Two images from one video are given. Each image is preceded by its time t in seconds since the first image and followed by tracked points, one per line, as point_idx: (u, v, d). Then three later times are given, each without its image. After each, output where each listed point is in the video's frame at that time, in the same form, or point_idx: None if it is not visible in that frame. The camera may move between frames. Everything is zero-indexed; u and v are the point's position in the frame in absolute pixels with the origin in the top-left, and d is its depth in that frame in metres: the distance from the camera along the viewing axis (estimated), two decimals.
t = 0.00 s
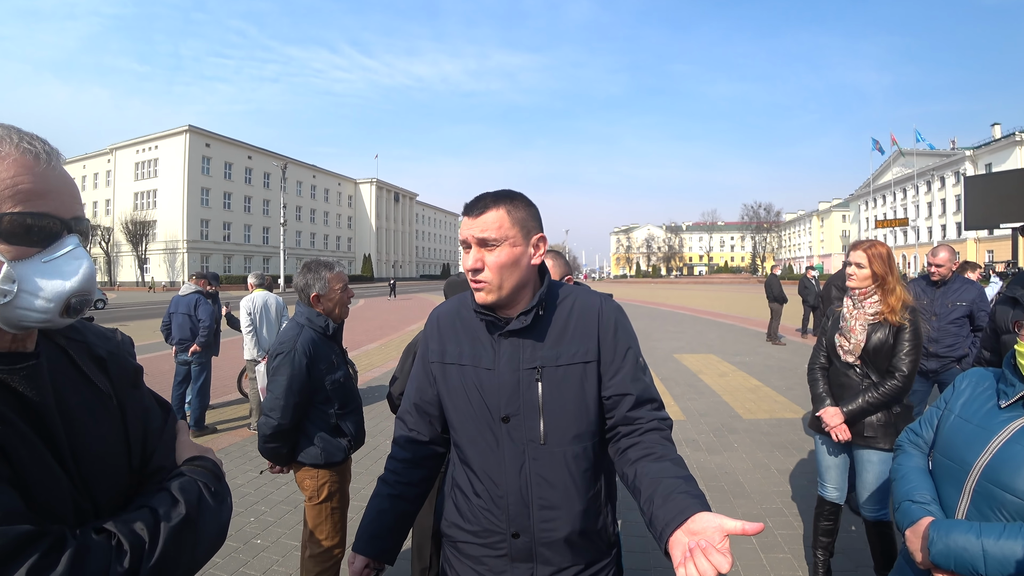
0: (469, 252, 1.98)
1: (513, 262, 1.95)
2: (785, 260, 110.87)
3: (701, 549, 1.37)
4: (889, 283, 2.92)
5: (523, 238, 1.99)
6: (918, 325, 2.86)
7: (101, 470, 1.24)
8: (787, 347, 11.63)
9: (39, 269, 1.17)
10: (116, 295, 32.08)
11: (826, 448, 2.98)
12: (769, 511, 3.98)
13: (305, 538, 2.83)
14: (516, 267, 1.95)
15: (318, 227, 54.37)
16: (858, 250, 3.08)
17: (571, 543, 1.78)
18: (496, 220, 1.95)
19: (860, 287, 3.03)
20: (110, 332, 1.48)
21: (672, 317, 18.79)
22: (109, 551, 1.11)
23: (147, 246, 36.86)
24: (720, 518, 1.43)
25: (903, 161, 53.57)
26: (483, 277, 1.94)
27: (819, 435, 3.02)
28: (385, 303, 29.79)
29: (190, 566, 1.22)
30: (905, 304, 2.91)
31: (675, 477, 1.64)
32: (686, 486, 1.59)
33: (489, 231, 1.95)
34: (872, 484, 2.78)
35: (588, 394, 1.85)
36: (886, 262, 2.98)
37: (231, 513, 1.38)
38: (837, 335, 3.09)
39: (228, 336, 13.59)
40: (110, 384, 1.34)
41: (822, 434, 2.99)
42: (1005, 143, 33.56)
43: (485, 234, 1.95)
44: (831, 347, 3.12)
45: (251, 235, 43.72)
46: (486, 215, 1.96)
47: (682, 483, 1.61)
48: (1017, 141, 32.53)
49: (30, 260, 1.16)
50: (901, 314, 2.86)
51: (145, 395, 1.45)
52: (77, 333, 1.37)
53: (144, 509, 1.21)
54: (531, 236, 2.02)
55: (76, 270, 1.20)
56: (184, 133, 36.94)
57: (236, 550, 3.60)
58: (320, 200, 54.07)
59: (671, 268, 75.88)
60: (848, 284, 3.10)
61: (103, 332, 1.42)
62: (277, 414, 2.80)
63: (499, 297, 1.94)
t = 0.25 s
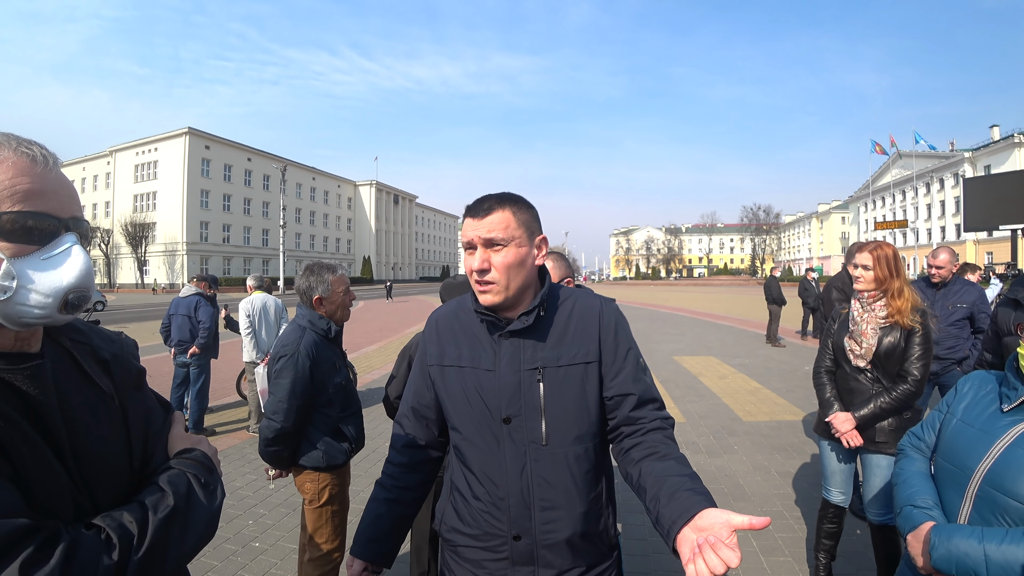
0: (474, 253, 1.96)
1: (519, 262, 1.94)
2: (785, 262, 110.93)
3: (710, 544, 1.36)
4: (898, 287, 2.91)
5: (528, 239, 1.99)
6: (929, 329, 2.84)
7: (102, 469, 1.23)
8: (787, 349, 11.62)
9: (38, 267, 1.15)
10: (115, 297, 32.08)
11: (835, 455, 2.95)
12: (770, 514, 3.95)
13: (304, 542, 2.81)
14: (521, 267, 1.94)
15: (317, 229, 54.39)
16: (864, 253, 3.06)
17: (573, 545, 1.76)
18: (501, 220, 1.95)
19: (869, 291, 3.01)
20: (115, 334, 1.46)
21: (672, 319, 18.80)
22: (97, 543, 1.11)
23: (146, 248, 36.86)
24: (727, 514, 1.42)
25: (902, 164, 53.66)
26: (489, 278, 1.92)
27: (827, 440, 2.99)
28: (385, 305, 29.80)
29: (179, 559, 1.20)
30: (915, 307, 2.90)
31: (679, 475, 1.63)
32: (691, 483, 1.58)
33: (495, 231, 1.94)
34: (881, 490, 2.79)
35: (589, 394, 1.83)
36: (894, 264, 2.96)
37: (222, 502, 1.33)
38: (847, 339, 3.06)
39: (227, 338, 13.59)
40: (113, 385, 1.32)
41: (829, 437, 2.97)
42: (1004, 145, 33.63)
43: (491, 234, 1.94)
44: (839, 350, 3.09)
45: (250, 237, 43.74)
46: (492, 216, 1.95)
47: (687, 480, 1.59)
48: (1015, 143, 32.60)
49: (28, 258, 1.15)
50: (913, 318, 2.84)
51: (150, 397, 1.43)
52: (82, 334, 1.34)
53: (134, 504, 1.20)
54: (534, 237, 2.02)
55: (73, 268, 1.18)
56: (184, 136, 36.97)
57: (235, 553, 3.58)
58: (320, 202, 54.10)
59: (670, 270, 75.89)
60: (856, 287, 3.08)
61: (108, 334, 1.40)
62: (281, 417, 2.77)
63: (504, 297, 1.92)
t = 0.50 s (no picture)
0: (475, 252, 1.96)
1: (519, 261, 1.95)
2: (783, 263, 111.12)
3: (706, 540, 1.36)
4: (906, 287, 2.91)
5: (527, 237, 2.00)
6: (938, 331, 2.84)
7: (99, 466, 1.23)
8: (785, 350, 11.64)
9: (32, 270, 1.15)
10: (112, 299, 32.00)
11: (841, 458, 2.94)
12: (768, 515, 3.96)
13: (302, 544, 2.81)
14: (522, 265, 1.95)
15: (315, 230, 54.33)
16: (873, 253, 3.06)
17: (574, 544, 1.76)
18: (502, 219, 1.95)
19: (877, 292, 3.02)
20: (111, 336, 1.45)
21: (670, 320, 18.83)
22: (81, 532, 1.10)
23: (143, 249, 36.76)
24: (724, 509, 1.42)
25: (900, 165, 53.83)
26: (491, 277, 1.92)
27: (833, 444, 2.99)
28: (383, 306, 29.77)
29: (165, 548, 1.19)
30: (924, 309, 2.90)
31: (677, 472, 1.63)
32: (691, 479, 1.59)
33: (496, 231, 1.94)
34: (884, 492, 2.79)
35: (587, 393, 1.84)
36: (902, 264, 2.96)
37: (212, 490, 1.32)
38: (854, 340, 3.07)
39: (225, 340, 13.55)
40: (108, 385, 1.31)
41: (834, 439, 2.98)
42: (1000, 146, 33.77)
43: (492, 234, 1.93)
44: (846, 352, 3.10)
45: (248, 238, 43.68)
46: (493, 216, 1.95)
47: (684, 477, 1.60)
48: (1011, 144, 32.73)
49: (21, 260, 1.14)
50: (921, 320, 2.84)
51: (146, 395, 1.43)
52: (77, 335, 1.33)
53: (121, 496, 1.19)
54: (532, 237, 2.03)
55: (66, 271, 1.18)
56: (181, 137, 36.91)
57: (232, 555, 3.56)
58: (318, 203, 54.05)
59: (668, 271, 75.95)
60: (863, 288, 3.09)
61: (105, 336, 1.39)
62: (279, 418, 2.76)
63: (507, 296, 1.92)
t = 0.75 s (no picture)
0: (473, 254, 1.95)
1: (517, 261, 1.95)
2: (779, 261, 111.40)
3: (649, 555, 1.37)
4: (910, 285, 2.92)
5: (523, 237, 2.00)
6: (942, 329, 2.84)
7: (91, 464, 1.23)
8: (783, 348, 11.67)
9: (19, 274, 1.14)
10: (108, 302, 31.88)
11: (843, 456, 2.95)
12: (767, 513, 3.97)
13: (300, 546, 2.80)
14: (520, 265, 1.95)
15: (312, 232, 54.24)
16: (877, 250, 3.07)
17: (570, 541, 1.76)
18: (498, 221, 1.94)
19: (880, 290, 3.03)
20: (102, 339, 1.44)
21: (668, 319, 18.86)
22: (75, 526, 1.10)
23: (139, 252, 36.62)
24: (677, 522, 1.44)
25: (895, 163, 54.00)
26: (489, 277, 1.91)
27: (835, 441, 3.00)
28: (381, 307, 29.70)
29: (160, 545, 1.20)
30: (927, 307, 2.90)
31: (648, 476, 1.63)
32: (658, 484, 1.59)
33: (492, 232, 1.93)
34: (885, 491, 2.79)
35: (583, 389, 1.84)
36: (907, 262, 2.96)
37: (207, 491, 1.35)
38: (858, 338, 3.08)
39: (222, 343, 13.50)
40: (100, 385, 1.30)
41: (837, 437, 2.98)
42: (994, 143, 33.94)
43: (489, 236, 1.93)
44: (848, 350, 3.12)
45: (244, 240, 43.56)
46: (488, 217, 1.94)
47: (651, 483, 1.59)
48: (1006, 142, 32.89)
49: (9, 264, 1.14)
50: (925, 318, 2.85)
51: (136, 395, 1.42)
52: (69, 336, 1.32)
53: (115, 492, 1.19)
54: (528, 237, 2.03)
55: (52, 274, 1.17)
56: (177, 139, 36.73)
57: (231, 558, 3.55)
58: (315, 205, 53.96)
59: (665, 270, 76.08)
60: (867, 286, 3.09)
61: (96, 338, 1.38)
62: (275, 420, 2.75)
63: (505, 295, 1.91)
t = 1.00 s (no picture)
0: (469, 256, 1.95)
1: (513, 263, 1.95)
2: (774, 261, 111.93)
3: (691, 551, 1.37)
4: (910, 287, 2.93)
5: (520, 240, 2.00)
6: (942, 331, 2.84)
7: (78, 467, 1.22)
8: (778, 348, 11.71)
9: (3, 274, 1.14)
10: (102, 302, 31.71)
11: (840, 456, 2.96)
12: (762, 513, 3.98)
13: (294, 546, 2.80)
14: (516, 268, 1.95)
15: (308, 232, 54.11)
16: (879, 252, 3.08)
17: (567, 541, 1.76)
18: (494, 223, 1.94)
19: (881, 291, 3.04)
20: (90, 342, 1.43)
21: (664, 320, 18.91)
22: (63, 530, 1.09)
23: (133, 253, 36.44)
24: (703, 510, 1.42)
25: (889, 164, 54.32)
26: (486, 279, 1.92)
27: (832, 440, 3.00)
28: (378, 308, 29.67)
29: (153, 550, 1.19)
30: (928, 309, 2.91)
31: (662, 469, 1.62)
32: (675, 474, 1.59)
33: (488, 234, 1.93)
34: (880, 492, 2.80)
35: (579, 388, 1.84)
36: (909, 264, 2.97)
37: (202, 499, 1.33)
38: (858, 340, 3.10)
39: (217, 343, 13.44)
40: (86, 388, 1.30)
41: (835, 437, 2.99)
42: (988, 145, 34.17)
43: (486, 238, 1.93)
44: (848, 351, 3.14)
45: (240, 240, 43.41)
46: (485, 219, 1.95)
47: (668, 474, 1.58)
48: (999, 144, 33.13)
49: None
50: (925, 320, 2.85)
51: (125, 398, 1.42)
52: (56, 339, 1.31)
53: (106, 498, 1.19)
54: (524, 239, 2.03)
55: (37, 274, 1.17)
56: (172, 139, 36.57)
57: (225, 559, 3.54)
58: (311, 205, 53.84)
59: (662, 271, 76.26)
60: (867, 287, 3.11)
61: (84, 341, 1.37)
62: (264, 422, 2.75)
63: (501, 298, 1.91)
